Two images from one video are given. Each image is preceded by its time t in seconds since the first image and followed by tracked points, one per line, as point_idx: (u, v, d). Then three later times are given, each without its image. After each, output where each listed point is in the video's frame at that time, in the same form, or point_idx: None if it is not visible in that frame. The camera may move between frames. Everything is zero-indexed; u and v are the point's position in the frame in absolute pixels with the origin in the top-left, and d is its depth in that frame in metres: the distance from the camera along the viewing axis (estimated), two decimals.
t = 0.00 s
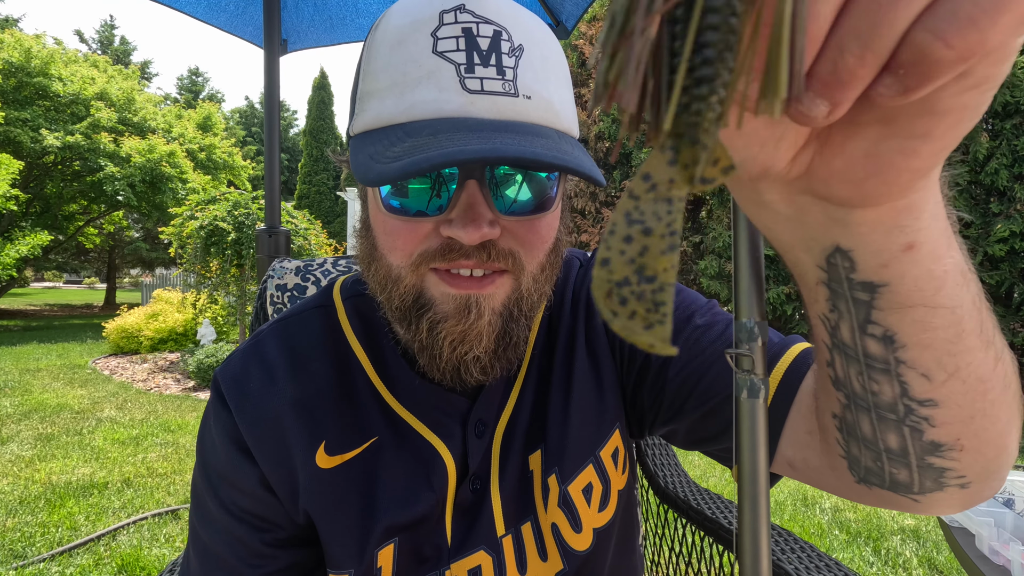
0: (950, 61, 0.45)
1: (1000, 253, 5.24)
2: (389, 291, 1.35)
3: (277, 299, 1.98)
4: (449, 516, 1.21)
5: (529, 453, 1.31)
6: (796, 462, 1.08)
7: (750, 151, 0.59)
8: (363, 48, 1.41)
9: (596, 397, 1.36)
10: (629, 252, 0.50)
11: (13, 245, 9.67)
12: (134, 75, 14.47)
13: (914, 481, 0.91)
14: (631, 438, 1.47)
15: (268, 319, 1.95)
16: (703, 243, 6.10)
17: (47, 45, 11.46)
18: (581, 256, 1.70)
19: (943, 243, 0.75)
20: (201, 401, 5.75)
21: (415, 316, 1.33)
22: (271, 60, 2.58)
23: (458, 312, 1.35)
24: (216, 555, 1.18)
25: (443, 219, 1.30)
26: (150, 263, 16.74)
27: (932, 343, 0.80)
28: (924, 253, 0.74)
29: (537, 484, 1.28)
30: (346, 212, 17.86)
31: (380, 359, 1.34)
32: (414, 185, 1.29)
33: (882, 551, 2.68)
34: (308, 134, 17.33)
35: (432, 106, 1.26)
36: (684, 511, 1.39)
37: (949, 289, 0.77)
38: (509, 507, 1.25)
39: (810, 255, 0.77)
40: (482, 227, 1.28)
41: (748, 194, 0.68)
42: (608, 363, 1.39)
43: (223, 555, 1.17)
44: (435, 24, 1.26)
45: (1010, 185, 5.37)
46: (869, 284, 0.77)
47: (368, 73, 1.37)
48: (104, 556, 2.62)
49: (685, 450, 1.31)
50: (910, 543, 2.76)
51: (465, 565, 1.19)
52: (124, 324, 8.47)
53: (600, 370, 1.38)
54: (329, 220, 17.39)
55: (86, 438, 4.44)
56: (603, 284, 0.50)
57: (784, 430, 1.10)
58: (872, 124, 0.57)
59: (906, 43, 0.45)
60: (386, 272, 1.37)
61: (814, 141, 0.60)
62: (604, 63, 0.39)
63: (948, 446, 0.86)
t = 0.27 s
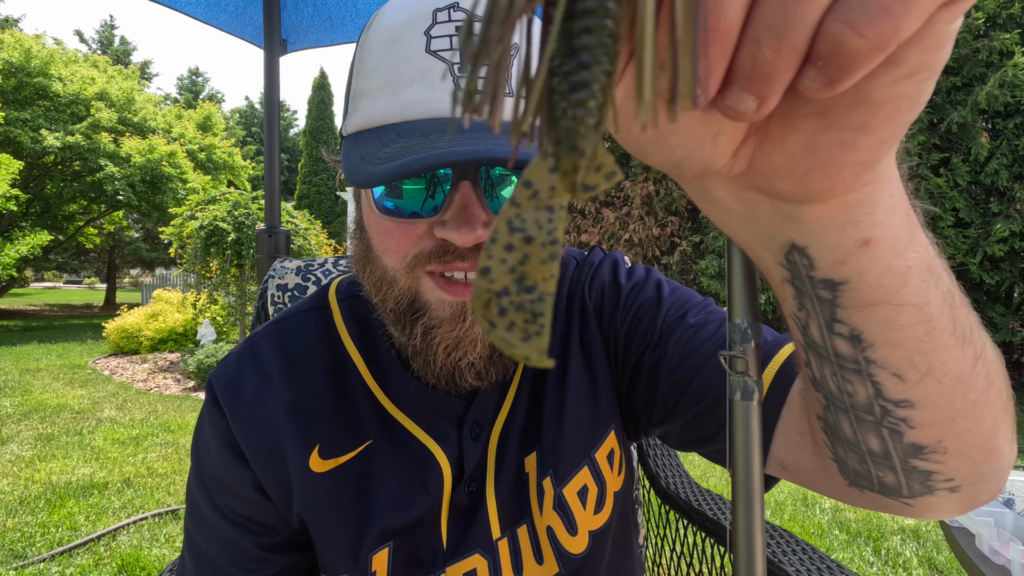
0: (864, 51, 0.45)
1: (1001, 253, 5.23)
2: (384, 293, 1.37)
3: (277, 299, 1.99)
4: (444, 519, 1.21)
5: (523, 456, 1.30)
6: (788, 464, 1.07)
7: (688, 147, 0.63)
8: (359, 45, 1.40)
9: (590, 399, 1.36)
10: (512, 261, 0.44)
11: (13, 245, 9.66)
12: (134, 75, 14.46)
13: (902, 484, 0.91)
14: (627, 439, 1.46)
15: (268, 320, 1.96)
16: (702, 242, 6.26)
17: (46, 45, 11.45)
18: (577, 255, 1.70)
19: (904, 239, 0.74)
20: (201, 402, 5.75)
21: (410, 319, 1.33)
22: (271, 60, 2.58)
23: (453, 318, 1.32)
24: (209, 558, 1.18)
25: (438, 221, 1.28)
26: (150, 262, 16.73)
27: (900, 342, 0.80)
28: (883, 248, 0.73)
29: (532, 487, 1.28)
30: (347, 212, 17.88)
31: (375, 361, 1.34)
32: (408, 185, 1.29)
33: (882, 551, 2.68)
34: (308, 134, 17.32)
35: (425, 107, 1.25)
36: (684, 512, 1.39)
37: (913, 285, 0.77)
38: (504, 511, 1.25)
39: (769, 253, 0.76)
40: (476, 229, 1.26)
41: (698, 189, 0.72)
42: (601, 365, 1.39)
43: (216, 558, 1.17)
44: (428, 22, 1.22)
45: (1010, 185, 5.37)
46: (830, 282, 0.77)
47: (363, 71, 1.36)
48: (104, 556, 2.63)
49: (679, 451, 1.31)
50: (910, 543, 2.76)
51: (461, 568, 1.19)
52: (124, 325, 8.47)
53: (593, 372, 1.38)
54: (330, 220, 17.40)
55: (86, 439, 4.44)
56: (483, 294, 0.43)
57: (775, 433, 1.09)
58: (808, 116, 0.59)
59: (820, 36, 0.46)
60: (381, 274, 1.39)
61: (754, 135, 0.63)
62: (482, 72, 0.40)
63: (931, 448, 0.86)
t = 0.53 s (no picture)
0: (839, 38, 0.48)
1: (1001, 253, 5.23)
2: (382, 293, 1.36)
3: (278, 299, 1.99)
4: (442, 520, 1.21)
5: (520, 455, 1.31)
6: (782, 464, 1.07)
7: (664, 138, 0.63)
8: (358, 45, 1.40)
9: (586, 400, 1.36)
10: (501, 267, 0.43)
11: (13, 245, 9.66)
12: (134, 75, 14.45)
13: (894, 484, 0.91)
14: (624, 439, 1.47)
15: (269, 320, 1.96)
16: (703, 242, 6.26)
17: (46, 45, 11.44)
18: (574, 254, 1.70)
19: (885, 233, 0.74)
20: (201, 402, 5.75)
21: (409, 319, 1.32)
22: (271, 60, 2.58)
23: (453, 317, 1.33)
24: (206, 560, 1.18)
25: (438, 220, 1.28)
26: (150, 262, 16.72)
27: (885, 339, 0.80)
28: (864, 241, 0.73)
29: (529, 487, 1.28)
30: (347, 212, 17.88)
31: (372, 362, 1.35)
32: (407, 185, 1.29)
33: (882, 551, 2.68)
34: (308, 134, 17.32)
35: (427, 106, 1.25)
36: (686, 512, 1.39)
37: (897, 280, 0.76)
38: (501, 512, 1.25)
39: (749, 248, 0.75)
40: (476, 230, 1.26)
41: (674, 181, 0.72)
42: (597, 365, 1.39)
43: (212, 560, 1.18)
44: (430, 22, 1.23)
45: (1010, 185, 5.37)
46: (810, 276, 0.76)
47: (363, 70, 1.37)
48: (104, 556, 2.63)
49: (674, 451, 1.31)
50: (910, 543, 2.76)
51: (457, 569, 1.19)
52: (124, 325, 8.47)
53: (589, 372, 1.38)
54: (330, 220, 17.41)
55: (86, 439, 4.44)
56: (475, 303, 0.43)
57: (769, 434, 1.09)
58: (781, 107, 0.59)
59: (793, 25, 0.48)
60: (378, 274, 1.38)
61: (728, 127, 0.63)
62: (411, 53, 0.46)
63: (920, 447, 0.86)
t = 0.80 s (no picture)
0: (804, 31, 0.45)
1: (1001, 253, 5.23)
2: (383, 293, 1.35)
3: (278, 299, 1.99)
4: (443, 520, 1.21)
5: (520, 455, 1.31)
6: (780, 462, 1.07)
7: (641, 132, 0.61)
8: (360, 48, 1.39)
9: (586, 401, 1.36)
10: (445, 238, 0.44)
11: (12, 246, 9.65)
12: (134, 75, 14.45)
13: (888, 481, 0.91)
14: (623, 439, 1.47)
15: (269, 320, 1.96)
16: (703, 243, 6.26)
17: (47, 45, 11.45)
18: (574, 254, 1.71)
19: (866, 230, 0.74)
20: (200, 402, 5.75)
21: (409, 321, 1.30)
22: (271, 60, 2.59)
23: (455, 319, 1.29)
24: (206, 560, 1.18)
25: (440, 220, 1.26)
26: (150, 262, 16.72)
27: (869, 334, 0.80)
28: (844, 238, 0.73)
29: (529, 487, 1.28)
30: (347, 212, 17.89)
31: (373, 362, 1.35)
32: (410, 186, 1.26)
33: (882, 551, 2.68)
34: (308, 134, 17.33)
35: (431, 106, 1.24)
36: (685, 511, 1.39)
37: (880, 275, 0.77)
38: (501, 511, 1.24)
39: (732, 245, 0.74)
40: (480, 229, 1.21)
41: (656, 176, 0.70)
42: (597, 364, 1.39)
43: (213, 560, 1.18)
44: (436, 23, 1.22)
45: (1009, 185, 5.38)
46: (793, 272, 0.76)
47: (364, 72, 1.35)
48: (104, 556, 2.63)
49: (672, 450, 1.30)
50: (910, 543, 2.76)
51: (458, 568, 1.19)
52: (124, 325, 8.47)
53: (589, 371, 1.38)
54: (330, 220, 17.41)
55: (86, 439, 4.44)
56: (419, 272, 0.43)
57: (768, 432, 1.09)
58: (755, 103, 0.58)
59: (760, 15, 0.46)
60: (379, 275, 1.37)
61: (704, 121, 0.61)
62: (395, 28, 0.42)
63: (910, 443, 0.86)
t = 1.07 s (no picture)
0: (786, 37, 0.45)
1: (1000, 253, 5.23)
2: (386, 292, 1.35)
3: (277, 299, 1.99)
4: (445, 519, 1.21)
5: (521, 455, 1.31)
6: (778, 466, 1.07)
7: (631, 133, 0.61)
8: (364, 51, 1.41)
9: (586, 402, 1.36)
10: (443, 236, 0.44)
11: (13, 246, 9.66)
12: (134, 75, 14.46)
13: (882, 485, 0.91)
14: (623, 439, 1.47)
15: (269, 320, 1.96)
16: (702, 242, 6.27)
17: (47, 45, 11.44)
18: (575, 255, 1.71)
19: (856, 233, 0.74)
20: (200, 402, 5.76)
21: (411, 321, 1.30)
22: (271, 60, 2.58)
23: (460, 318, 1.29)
24: (209, 561, 1.18)
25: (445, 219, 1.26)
26: (150, 263, 16.72)
27: (860, 337, 0.79)
28: (836, 240, 0.72)
29: (530, 488, 1.28)
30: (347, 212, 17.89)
31: (375, 362, 1.35)
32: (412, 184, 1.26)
33: (882, 551, 2.68)
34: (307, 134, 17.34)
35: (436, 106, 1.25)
36: (684, 512, 1.39)
37: (871, 278, 0.77)
38: (502, 511, 1.24)
39: (726, 245, 0.74)
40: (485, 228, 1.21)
41: (648, 179, 0.70)
42: (597, 365, 1.39)
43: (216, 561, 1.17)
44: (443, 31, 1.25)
45: (1009, 185, 5.38)
46: (785, 275, 0.75)
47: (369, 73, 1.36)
48: (104, 557, 2.63)
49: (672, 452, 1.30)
50: (911, 543, 2.76)
51: (458, 568, 1.19)
52: (124, 325, 8.47)
53: (589, 371, 1.38)
54: (330, 220, 17.41)
55: (87, 439, 4.44)
56: (418, 271, 0.44)
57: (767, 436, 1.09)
58: (745, 107, 0.57)
59: (745, 21, 0.45)
60: (382, 274, 1.37)
61: (695, 123, 0.60)
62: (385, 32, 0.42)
63: (903, 447, 0.86)
